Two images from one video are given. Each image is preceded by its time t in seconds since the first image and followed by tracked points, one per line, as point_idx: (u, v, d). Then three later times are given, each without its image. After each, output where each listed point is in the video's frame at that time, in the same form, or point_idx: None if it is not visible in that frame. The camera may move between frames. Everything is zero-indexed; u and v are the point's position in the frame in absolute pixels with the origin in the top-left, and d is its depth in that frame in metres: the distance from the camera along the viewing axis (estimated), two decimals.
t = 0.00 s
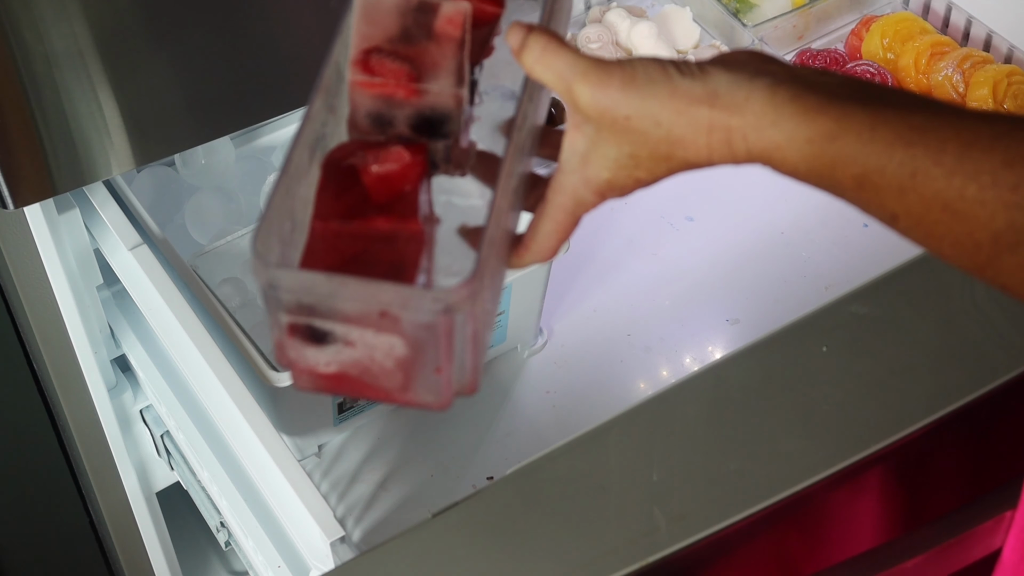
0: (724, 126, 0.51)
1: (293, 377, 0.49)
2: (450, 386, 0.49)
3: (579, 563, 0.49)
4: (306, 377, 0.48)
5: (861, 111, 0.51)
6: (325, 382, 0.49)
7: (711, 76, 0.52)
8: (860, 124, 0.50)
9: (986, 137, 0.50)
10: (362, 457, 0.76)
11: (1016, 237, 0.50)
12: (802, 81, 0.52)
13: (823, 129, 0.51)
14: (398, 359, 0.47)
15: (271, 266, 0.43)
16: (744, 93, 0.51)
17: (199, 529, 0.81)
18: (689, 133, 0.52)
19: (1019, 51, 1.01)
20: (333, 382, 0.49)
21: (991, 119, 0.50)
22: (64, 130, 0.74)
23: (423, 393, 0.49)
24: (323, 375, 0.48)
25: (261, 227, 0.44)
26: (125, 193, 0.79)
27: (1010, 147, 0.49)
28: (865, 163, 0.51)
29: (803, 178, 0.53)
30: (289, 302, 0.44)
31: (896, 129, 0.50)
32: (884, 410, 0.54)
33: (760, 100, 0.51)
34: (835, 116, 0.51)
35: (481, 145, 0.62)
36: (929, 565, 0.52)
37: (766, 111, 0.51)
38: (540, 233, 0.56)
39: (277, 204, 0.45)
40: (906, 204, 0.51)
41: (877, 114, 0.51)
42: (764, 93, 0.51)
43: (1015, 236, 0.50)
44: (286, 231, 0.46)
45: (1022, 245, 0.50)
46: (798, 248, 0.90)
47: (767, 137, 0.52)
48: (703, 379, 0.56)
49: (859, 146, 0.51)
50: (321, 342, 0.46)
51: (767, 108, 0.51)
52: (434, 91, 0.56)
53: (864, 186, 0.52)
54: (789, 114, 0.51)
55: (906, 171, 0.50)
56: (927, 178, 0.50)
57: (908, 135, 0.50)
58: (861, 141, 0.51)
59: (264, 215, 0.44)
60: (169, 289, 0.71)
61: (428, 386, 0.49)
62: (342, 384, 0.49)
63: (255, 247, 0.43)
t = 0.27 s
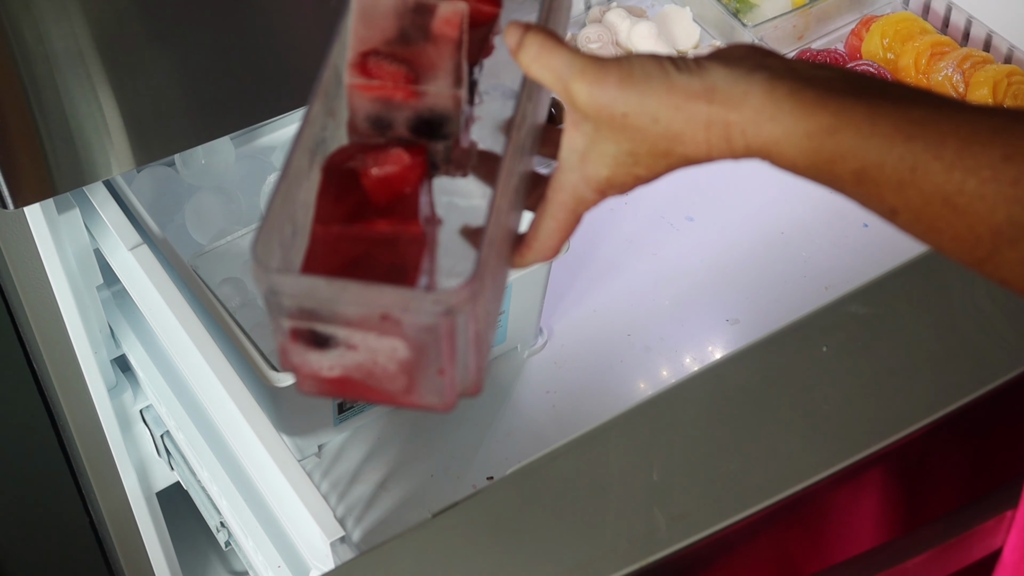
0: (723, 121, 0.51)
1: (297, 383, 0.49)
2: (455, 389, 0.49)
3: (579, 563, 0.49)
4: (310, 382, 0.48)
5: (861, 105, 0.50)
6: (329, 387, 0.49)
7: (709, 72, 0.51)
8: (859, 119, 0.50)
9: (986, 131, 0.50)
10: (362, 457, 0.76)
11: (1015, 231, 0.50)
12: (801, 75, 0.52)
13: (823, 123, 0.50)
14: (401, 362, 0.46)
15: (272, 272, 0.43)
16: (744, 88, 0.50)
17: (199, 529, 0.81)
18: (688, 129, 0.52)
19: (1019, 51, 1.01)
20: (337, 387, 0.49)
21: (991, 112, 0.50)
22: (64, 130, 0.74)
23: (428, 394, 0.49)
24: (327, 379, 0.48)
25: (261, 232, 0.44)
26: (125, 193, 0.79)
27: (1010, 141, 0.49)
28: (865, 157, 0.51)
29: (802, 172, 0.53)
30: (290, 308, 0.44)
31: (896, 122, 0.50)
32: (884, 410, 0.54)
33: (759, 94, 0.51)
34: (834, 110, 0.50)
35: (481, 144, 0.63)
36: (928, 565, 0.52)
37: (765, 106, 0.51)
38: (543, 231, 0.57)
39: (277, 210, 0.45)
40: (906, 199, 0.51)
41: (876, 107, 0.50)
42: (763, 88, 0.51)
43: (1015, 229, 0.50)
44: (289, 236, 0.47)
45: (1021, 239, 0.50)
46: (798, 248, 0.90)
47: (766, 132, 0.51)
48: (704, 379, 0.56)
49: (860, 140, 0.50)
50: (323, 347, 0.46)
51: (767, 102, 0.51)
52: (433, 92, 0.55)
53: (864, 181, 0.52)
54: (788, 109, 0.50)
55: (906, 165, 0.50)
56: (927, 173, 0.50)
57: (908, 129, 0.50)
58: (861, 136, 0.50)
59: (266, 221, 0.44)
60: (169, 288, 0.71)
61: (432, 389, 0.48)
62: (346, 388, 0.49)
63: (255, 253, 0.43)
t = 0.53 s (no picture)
0: (714, 113, 0.51)
1: (291, 379, 0.50)
2: (447, 383, 0.49)
3: (579, 562, 0.49)
4: (303, 377, 0.48)
5: (853, 98, 0.50)
6: (322, 383, 0.49)
7: (700, 63, 0.51)
8: (852, 111, 0.50)
9: (979, 122, 0.49)
10: (362, 457, 0.76)
11: (1009, 222, 0.50)
12: (792, 67, 0.52)
13: (815, 115, 0.50)
14: (394, 357, 0.47)
15: (265, 267, 0.43)
16: (735, 78, 0.50)
17: (199, 529, 0.81)
18: (680, 122, 0.52)
19: (1018, 51, 1.01)
20: (331, 383, 0.49)
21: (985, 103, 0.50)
22: (64, 129, 0.74)
23: (422, 390, 0.49)
24: (320, 376, 0.48)
25: (254, 229, 0.44)
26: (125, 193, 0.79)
27: (1003, 132, 0.49)
28: (857, 149, 0.50)
29: (795, 163, 0.53)
30: (283, 302, 0.44)
31: (888, 113, 0.50)
32: (884, 410, 0.54)
33: (751, 85, 0.50)
34: (827, 102, 0.50)
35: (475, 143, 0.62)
36: (929, 565, 0.52)
37: (757, 98, 0.50)
38: (536, 228, 0.56)
39: (269, 207, 0.45)
40: (898, 190, 0.51)
41: (867, 100, 0.50)
42: (755, 79, 0.50)
43: (1009, 221, 0.49)
44: (280, 234, 0.46)
45: (1015, 230, 0.50)
46: (798, 248, 0.90)
47: (758, 124, 0.51)
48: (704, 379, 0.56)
49: (852, 132, 0.50)
50: (317, 342, 0.46)
51: (759, 94, 0.50)
52: (424, 88, 0.57)
53: (857, 172, 0.51)
54: (780, 101, 0.50)
55: (898, 156, 0.50)
56: (920, 164, 0.50)
57: (901, 121, 0.50)
58: (853, 128, 0.50)
59: (258, 219, 0.44)
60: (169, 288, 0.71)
61: (426, 383, 0.49)
62: (339, 384, 0.49)
63: (247, 249, 0.43)
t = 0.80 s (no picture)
0: (705, 111, 0.51)
1: (281, 377, 0.50)
2: (438, 381, 0.50)
3: (579, 563, 0.49)
4: (293, 375, 0.48)
5: (843, 94, 0.50)
6: (312, 380, 0.49)
7: (691, 62, 0.51)
8: (841, 107, 0.49)
9: (969, 118, 0.48)
10: (362, 457, 0.76)
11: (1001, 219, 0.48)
12: (783, 64, 0.51)
13: (805, 112, 0.50)
14: (384, 354, 0.47)
15: (254, 263, 0.43)
16: (726, 76, 0.50)
17: (198, 529, 0.81)
18: (670, 120, 0.52)
19: (1019, 51, 1.01)
20: (321, 380, 0.49)
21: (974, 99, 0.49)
22: (64, 130, 0.74)
23: (412, 389, 0.49)
24: (310, 373, 0.48)
25: (244, 224, 0.44)
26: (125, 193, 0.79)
27: (992, 127, 0.48)
28: (847, 145, 0.50)
29: (786, 162, 0.52)
30: (273, 299, 0.44)
31: (877, 110, 0.49)
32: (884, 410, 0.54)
33: (741, 84, 0.50)
34: (817, 99, 0.50)
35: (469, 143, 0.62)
36: (928, 566, 0.52)
37: (747, 96, 0.50)
38: (528, 228, 0.57)
39: (259, 203, 0.45)
40: (887, 186, 0.50)
41: (857, 96, 0.50)
42: (745, 77, 0.50)
43: (997, 216, 0.48)
44: (271, 230, 0.47)
45: (1005, 226, 0.49)
46: (799, 248, 0.90)
47: (748, 122, 0.51)
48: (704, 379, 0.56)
49: (841, 129, 0.49)
50: (307, 339, 0.46)
51: (749, 91, 0.50)
52: (416, 87, 0.56)
53: (847, 169, 0.51)
54: (771, 99, 0.50)
55: (888, 152, 0.49)
56: (910, 159, 0.49)
57: (889, 117, 0.49)
58: (842, 124, 0.49)
59: (247, 215, 0.44)
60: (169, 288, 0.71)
61: (416, 380, 0.49)
62: (330, 381, 0.49)
63: (237, 244, 0.43)
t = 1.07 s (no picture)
0: (689, 108, 0.51)
1: (267, 377, 0.49)
2: (424, 380, 0.50)
3: (580, 562, 0.49)
4: (278, 375, 0.48)
5: (828, 90, 0.49)
6: (299, 380, 0.49)
7: (675, 60, 0.51)
8: (825, 102, 0.49)
9: (952, 111, 0.48)
10: (362, 457, 0.76)
11: (981, 211, 0.49)
12: (767, 62, 0.51)
13: (790, 108, 0.49)
14: (369, 352, 0.47)
15: (239, 262, 0.43)
16: (710, 74, 0.50)
17: (198, 529, 0.81)
18: (655, 118, 0.52)
19: (1019, 51, 1.01)
20: (307, 380, 0.49)
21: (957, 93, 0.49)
22: (64, 130, 0.74)
23: (398, 388, 0.50)
24: (296, 373, 0.48)
25: (227, 225, 0.44)
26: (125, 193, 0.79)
27: (975, 122, 0.48)
28: (831, 141, 0.49)
29: (770, 159, 0.52)
30: (257, 298, 0.44)
31: (861, 104, 0.49)
32: (885, 411, 0.54)
33: (725, 81, 0.50)
34: (801, 95, 0.49)
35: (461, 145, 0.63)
36: (928, 565, 0.52)
37: (731, 94, 0.50)
38: (514, 226, 0.57)
39: (242, 204, 0.45)
40: (871, 181, 0.50)
41: (841, 92, 0.49)
42: (730, 74, 0.50)
43: (980, 210, 0.49)
44: (255, 232, 0.46)
45: (988, 220, 0.49)
46: (799, 248, 0.90)
47: (733, 119, 0.51)
48: (704, 378, 0.56)
49: (826, 125, 0.49)
50: (292, 338, 0.46)
51: (733, 89, 0.50)
52: (400, 85, 0.56)
53: (831, 165, 0.50)
54: (756, 96, 0.50)
55: (872, 148, 0.49)
56: (894, 154, 0.49)
57: (874, 112, 0.49)
58: (827, 119, 0.49)
59: (230, 215, 0.44)
60: (170, 287, 0.71)
61: (402, 378, 0.49)
62: (316, 381, 0.49)
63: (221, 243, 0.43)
